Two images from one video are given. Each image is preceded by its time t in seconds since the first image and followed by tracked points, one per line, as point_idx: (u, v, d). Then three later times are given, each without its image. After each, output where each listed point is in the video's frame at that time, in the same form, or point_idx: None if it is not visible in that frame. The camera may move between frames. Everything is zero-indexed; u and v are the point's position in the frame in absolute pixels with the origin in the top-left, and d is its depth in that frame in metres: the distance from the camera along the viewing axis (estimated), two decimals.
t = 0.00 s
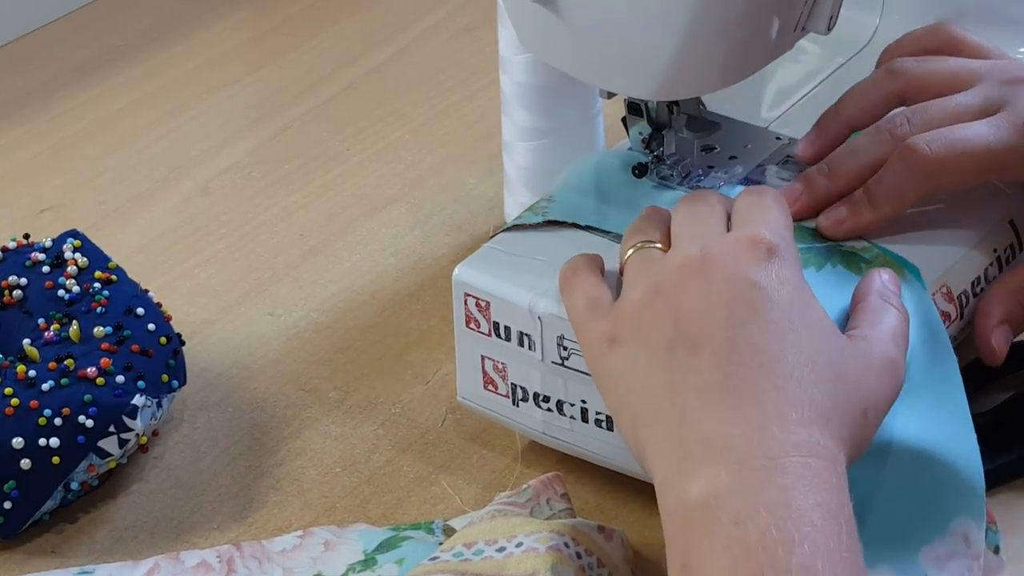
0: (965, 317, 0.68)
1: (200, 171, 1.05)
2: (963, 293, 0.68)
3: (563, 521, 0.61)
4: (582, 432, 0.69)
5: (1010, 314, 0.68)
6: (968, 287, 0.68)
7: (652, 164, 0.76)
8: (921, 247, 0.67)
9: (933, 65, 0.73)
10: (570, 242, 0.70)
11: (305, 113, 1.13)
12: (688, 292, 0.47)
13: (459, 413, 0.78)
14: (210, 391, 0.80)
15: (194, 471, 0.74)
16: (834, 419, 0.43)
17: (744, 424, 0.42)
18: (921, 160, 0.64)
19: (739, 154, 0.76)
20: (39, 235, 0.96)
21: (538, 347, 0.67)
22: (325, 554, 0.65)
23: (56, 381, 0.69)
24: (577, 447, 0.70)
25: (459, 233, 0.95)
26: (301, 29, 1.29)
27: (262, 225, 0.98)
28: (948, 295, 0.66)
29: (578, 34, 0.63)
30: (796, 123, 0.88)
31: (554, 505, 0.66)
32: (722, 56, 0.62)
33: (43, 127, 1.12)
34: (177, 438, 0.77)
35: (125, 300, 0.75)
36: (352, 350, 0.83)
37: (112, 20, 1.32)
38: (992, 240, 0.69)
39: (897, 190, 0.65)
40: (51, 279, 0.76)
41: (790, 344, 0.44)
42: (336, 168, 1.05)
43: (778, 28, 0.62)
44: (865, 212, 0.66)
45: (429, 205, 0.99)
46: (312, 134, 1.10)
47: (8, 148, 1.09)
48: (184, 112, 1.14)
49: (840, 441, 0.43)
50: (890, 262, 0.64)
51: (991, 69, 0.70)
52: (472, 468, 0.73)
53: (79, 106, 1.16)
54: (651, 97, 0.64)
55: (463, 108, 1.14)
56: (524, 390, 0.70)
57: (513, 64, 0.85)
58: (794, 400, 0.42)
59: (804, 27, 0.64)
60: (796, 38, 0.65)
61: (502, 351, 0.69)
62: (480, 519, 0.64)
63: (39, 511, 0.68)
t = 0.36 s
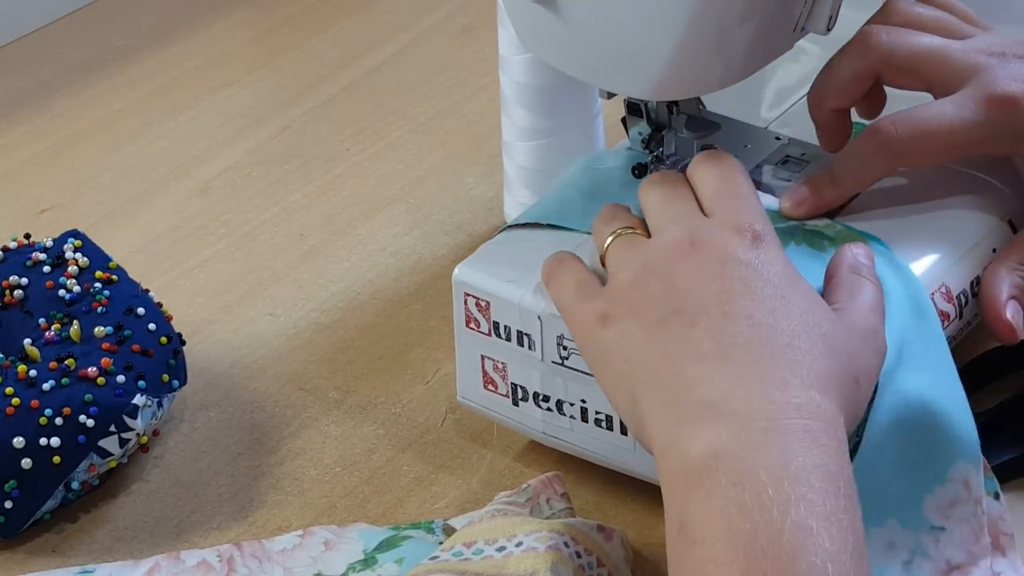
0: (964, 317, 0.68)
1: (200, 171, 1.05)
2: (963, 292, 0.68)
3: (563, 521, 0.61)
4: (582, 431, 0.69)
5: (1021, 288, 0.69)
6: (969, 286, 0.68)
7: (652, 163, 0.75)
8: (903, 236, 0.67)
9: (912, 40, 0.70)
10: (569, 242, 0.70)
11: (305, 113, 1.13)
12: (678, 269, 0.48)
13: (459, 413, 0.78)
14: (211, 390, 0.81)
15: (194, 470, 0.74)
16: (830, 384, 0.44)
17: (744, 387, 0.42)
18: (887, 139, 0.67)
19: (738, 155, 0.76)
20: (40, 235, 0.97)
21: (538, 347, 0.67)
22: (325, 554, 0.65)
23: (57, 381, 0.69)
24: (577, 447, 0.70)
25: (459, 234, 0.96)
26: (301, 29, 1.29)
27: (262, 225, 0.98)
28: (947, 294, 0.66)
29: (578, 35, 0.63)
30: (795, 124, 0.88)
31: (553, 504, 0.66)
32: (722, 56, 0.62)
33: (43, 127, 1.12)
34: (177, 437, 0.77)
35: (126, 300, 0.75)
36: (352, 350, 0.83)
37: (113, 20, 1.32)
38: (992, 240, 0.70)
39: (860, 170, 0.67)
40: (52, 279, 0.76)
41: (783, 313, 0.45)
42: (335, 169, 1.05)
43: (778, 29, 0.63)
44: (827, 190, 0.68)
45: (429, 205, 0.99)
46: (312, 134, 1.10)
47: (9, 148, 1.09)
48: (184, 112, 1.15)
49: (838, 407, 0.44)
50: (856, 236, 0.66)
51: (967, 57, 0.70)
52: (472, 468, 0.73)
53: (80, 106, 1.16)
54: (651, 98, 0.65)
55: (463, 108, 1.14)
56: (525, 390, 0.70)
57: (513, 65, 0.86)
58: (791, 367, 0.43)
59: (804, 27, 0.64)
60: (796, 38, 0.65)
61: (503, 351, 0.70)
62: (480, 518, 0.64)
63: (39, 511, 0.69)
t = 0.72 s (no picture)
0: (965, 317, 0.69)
1: (200, 171, 1.05)
2: (962, 293, 0.69)
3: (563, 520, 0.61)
4: (582, 431, 0.69)
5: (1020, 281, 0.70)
6: (970, 286, 0.70)
7: (652, 164, 0.75)
8: (901, 240, 0.69)
9: (914, 39, 0.70)
10: (569, 242, 0.70)
11: (305, 113, 1.13)
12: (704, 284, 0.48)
13: (459, 413, 0.78)
14: (211, 390, 0.81)
15: (194, 470, 0.74)
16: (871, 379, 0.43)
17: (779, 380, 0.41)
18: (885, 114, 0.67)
19: (738, 155, 0.77)
20: (39, 235, 0.97)
21: (538, 347, 0.67)
22: (324, 554, 0.65)
23: (56, 381, 0.69)
24: (577, 446, 0.70)
25: (459, 233, 0.96)
26: (301, 29, 1.29)
27: (262, 225, 0.98)
28: (947, 295, 0.68)
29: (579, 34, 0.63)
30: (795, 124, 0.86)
31: (553, 504, 0.66)
32: (722, 56, 0.62)
33: (43, 127, 1.12)
34: (177, 437, 0.77)
35: (126, 300, 0.75)
36: (352, 350, 0.83)
37: (113, 20, 1.32)
38: (993, 241, 0.71)
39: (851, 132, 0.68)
40: (52, 279, 0.76)
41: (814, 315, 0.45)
42: (336, 168, 1.05)
43: (777, 28, 0.63)
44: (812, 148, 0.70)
45: (429, 205, 0.99)
46: (312, 134, 1.10)
47: (9, 148, 1.09)
48: (184, 112, 1.15)
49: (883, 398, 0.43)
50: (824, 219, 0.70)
51: (980, 53, 0.68)
52: (472, 467, 0.73)
53: (80, 106, 1.16)
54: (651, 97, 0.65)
55: (463, 108, 1.14)
56: (525, 390, 0.70)
57: (513, 64, 0.86)
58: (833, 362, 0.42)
59: (804, 28, 0.64)
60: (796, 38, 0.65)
61: (502, 351, 0.69)
62: (480, 519, 0.64)
63: (40, 511, 0.69)
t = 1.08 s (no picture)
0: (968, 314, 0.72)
1: (201, 171, 1.05)
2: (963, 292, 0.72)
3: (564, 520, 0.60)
4: (581, 431, 0.69)
5: None
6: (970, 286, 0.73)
7: (651, 163, 0.75)
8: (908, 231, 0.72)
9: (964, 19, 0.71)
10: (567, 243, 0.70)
11: (305, 113, 1.13)
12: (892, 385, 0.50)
13: (459, 413, 0.78)
14: (211, 391, 0.81)
15: (194, 471, 0.74)
16: None
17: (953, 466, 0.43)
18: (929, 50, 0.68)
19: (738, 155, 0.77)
20: (39, 236, 0.97)
21: (537, 347, 0.67)
22: (325, 554, 0.65)
23: (56, 381, 0.69)
24: (577, 446, 0.70)
25: (459, 233, 0.96)
26: (301, 30, 1.29)
27: (262, 225, 0.98)
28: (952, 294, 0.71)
29: (578, 34, 0.63)
30: (797, 122, 0.85)
31: (553, 504, 0.66)
32: (722, 56, 0.62)
33: (43, 127, 1.12)
34: (177, 438, 0.77)
35: (126, 300, 0.75)
36: (353, 350, 0.83)
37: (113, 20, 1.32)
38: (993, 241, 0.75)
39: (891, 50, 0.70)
40: (52, 279, 0.76)
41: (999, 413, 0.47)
42: (336, 169, 1.05)
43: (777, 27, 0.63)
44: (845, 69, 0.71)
45: (429, 205, 0.99)
46: (312, 134, 1.10)
47: (9, 148, 1.09)
48: (185, 112, 1.15)
49: None
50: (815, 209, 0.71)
51: None
52: (472, 467, 0.73)
53: (80, 106, 1.16)
54: (650, 97, 0.65)
55: (463, 108, 1.14)
56: (524, 390, 0.70)
57: (513, 64, 0.86)
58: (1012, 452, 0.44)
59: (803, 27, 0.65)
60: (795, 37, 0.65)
61: (502, 351, 0.69)
62: (480, 519, 0.64)
63: (40, 511, 0.69)
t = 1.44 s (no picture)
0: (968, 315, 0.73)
1: (201, 171, 1.05)
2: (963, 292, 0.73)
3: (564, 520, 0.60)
4: (581, 431, 0.69)
5: None
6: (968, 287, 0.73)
7: (651, 163, 0.75)
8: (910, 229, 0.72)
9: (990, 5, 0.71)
10: (566, 242, 0.70)
11: (305, 114, 1.13)
12: None
13: (459, 413, 0.78)
14: (210, 390, 0.81)
15: (194, 470, 0.74)
16: None
17: None
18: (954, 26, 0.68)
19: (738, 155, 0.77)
20: (40, 236, 0.97)
21: (537, 347, 0.67)
22: (325, 554, 0.65)
23: (56, 381, 0.69)
24: (577, 446, 0.70)
25: (459, 233, 0.96)
26: (301, 30, 1.29)
27: (262, 225, 0.98)
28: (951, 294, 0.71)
29: (578, 34, 0.63)
30: (797, 122, 0.85)
31: (553, 504, 0.66)
32: (721, 55, 0.62)
33: (43, 127, 1.12)
34: (177, 437, 0.77)
35: (126, 300, 0.75)
36: (353, 350, 0.83)
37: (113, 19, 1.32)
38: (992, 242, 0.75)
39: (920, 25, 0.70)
40: (51, 279, 0.76)
41: None
42: (335, 169, 1.05)
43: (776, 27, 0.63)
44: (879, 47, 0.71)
45: (429, 206, 0.99)
46: (312, 134, 1.10)
47: (9, 148, 1.09)
48: (185, 112, 1.15)
49: None
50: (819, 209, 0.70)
51: None
52: (472, 467, 0.73)
53: (80, 106, 1.16)
54: (651, 97, 0.65)
55: (463, 108, 1.14)
56: (524, 390, 0.70)
57: (513, 63, 0.86)
58: None
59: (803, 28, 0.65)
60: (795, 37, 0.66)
61: (502, 351, 0.69)
62: (480, 519, 0.64)
63: (39, 511, 0.69)
